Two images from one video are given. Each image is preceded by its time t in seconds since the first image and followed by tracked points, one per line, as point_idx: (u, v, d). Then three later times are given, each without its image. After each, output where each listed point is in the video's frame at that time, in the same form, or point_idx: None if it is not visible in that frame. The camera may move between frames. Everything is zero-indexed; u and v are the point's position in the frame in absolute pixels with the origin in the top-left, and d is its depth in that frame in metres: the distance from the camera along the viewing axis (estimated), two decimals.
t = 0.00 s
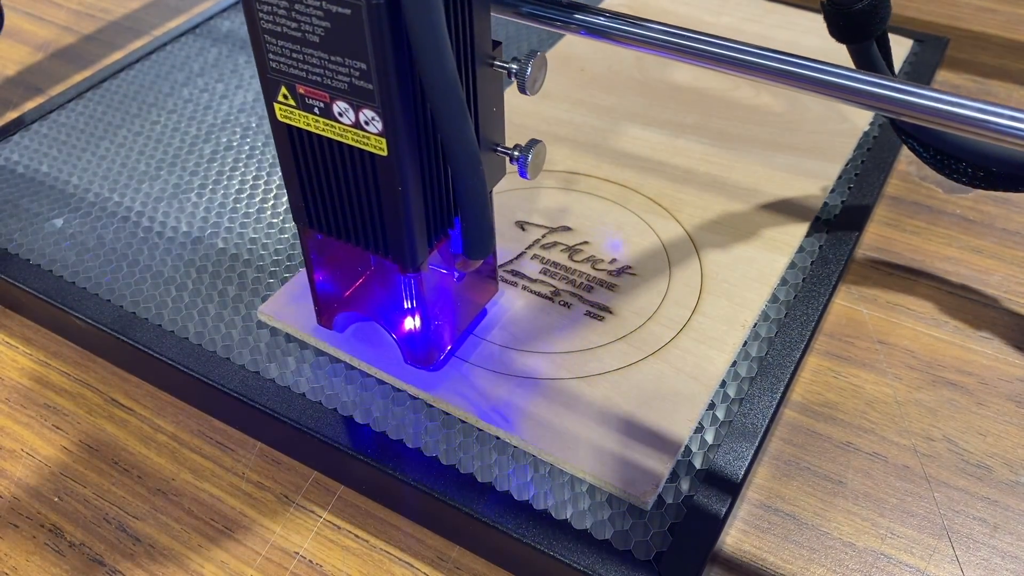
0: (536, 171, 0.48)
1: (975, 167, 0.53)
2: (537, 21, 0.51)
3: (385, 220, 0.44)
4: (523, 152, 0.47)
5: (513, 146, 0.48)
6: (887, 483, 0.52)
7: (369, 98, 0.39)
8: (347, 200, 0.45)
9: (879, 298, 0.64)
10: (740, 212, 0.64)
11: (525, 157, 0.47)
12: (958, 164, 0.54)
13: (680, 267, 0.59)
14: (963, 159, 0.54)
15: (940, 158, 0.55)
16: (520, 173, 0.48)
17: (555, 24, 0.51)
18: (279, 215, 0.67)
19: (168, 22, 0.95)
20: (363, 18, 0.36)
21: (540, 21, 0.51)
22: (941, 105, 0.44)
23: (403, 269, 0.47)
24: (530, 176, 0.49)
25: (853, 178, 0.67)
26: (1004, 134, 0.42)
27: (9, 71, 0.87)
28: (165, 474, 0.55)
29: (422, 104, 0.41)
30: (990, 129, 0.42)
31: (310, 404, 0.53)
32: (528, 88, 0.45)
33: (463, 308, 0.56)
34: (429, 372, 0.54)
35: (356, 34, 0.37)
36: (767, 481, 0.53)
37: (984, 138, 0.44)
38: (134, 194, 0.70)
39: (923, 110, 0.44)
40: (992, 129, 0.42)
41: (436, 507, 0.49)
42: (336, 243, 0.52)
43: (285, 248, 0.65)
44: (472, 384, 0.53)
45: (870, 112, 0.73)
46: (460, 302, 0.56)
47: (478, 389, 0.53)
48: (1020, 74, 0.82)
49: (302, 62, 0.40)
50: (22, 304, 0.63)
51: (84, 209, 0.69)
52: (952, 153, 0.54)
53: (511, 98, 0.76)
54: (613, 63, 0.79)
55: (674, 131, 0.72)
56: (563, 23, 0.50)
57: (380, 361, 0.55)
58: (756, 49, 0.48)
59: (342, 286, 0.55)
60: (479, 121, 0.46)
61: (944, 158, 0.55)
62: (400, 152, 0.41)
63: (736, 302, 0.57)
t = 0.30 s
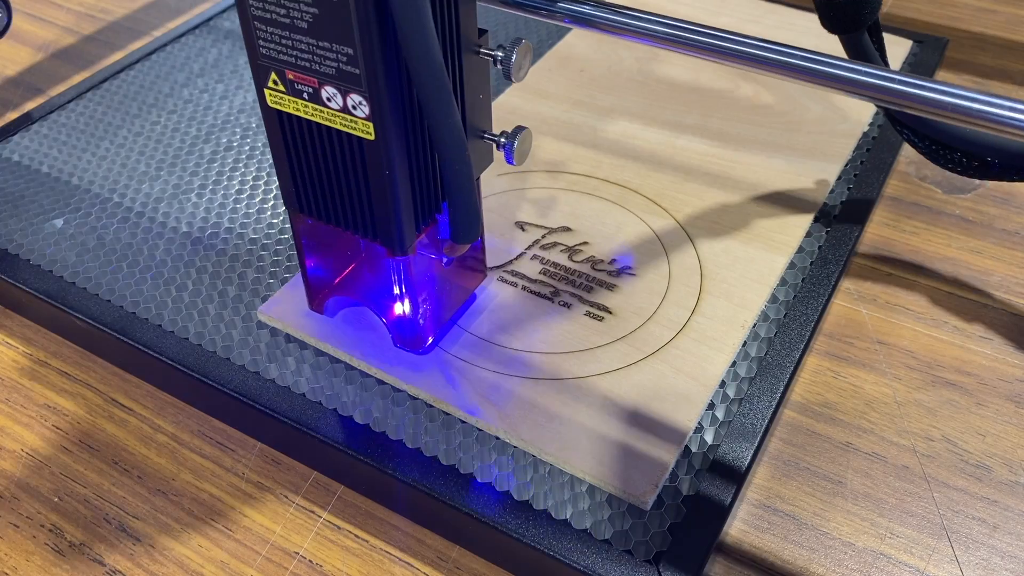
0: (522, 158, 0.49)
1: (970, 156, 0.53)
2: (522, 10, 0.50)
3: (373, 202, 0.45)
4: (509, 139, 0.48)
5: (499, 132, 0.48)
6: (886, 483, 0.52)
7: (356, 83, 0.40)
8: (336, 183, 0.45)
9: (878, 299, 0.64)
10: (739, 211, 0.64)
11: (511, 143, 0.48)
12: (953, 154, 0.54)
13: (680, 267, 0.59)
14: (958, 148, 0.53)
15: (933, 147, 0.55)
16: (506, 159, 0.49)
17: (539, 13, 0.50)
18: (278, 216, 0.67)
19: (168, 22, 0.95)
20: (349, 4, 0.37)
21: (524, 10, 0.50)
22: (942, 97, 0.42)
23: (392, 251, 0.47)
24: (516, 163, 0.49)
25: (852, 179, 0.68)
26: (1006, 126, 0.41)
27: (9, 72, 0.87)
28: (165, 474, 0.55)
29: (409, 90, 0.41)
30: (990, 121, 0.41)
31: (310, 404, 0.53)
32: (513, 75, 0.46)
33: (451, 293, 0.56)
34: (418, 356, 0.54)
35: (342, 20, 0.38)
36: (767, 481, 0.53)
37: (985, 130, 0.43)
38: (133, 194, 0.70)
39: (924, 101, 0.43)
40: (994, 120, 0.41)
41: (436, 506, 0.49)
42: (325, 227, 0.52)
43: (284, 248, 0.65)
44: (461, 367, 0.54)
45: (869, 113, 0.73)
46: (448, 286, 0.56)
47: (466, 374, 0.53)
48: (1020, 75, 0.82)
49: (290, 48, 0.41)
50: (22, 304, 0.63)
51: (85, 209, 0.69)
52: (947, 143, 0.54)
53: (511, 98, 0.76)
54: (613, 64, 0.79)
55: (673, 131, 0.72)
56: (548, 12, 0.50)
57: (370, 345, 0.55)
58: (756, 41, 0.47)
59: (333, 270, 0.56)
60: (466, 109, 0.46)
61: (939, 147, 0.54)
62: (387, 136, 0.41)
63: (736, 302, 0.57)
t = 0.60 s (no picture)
0: (514, 144, 0.49)
1: (967, 144, 0.53)
2: None
3: (366, 188, 0.45)
4: (502, 125, 0.48)
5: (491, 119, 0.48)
6: (886, 483, 0.53)
7: (349, 67, 0.40)
8: (330, 169, 0.46)
9: (878, 299, 0.64)
10: (740, 212, 0.64)
11: (502, 130, 0.48)
12: (948, 142, 0.55)
13: (680, 268, 0.59)
14: (954, 136, 0.54)
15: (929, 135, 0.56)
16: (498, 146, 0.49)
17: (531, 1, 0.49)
18: (279, 216, 0.67)
19: (169, 23, 0.95)
20: None
21: None
22: (943, 86, 0.40)
23: (384, 235, 0.47)
24: (508, 149, 0.49)
25: (851, 179, 0.68)
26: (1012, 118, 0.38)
27: (9, 72, 0.87)
28: (166, 474, 0.55)
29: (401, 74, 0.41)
30: (993, 111, 0.38)
31: (310, 405, 0.53)
32: (503, 63, 0.45)
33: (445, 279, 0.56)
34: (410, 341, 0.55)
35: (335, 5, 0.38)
36: (766, 482, 0.53)
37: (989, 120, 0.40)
38: (134, 195, 0.70)
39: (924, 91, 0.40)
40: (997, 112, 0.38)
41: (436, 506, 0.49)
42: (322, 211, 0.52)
43: (285, 249, 0.65)
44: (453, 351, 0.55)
45: (869, 114, 0.73)
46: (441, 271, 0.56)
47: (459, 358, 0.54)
48: (1020, 75, 0.82)
49: (285, 33, 0.41)
50: (23, 305, 0.63)
51: (85, 210, 0.69)
52: (943, 131, 0.55)
53: (511, 99, 0.76)
54: (613, 65, 0.79)
55: (673, 131, 0.72)
56: None
57: (367, 330, 0.56)
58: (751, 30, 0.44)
59: (329, 255, 0.55)
60: (458, 96, 0.47)
61: (934, 135, 0.55)
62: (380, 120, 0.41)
63: (736, 302, 0.57)
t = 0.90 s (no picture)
0: (507, 131, 0.49)
1: (965, 133, 0.53)
2: None
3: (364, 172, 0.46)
4: (495, 111, 0.48)
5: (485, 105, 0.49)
6: (886, 483, 0.53)
7: (346, 52, 0.40)
8: (329, 154, 0.46)
9: (878, 300, 0.64)
10: (740, 213, 0.63)
11: (497, 116, 0.48)
12: (946, 132, 0.54)
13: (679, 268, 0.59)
14: (952, 125, 0.54)
15: (926, 125, 0.56)
16: (492, 133, 0.49)
17: None
18: (279, 217, 0.67)
19: (169, 23, 0.95)
20: None
21: None
22: (945, 76, 0.40)
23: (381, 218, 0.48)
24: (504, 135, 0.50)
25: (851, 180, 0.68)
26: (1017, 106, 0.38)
27: (10, 72, 0.87)
28: (165, 474, 0.55)
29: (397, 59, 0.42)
30: (996, 100, 0.39)
31: (310, 405, 0.53)
32: (496, 50, 0.45)
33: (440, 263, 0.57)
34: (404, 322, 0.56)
35: None
36: (766, 482, 0.53)
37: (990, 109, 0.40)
38: (134, 195, 0.70)
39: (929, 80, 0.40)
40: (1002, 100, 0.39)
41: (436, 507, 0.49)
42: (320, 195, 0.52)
43: (284, 250, 0.65)
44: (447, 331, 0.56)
45: (868, 115, 0.73)
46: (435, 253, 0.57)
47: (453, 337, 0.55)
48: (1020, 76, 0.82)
49: (284, 19, 0.41)
50: (22, 305, 0.63)
51: (85, 210, 0.69)
52: (941, 121, 0.55)
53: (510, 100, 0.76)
54: (612, 66, 0.79)
55: (673, 131, 0.72)
56: None
57: (365, 310, 0.57)
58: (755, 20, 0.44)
59: (328, 242, 0.56)
60: (454, 83, 0.47)
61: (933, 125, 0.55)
62: (377, 104, 0.42)
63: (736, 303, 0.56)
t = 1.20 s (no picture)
0: (505, 117, 0.50)
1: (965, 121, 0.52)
2: None
3: (365, 157, 0.46)
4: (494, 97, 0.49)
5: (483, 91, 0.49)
6: (886, 484, 0.53)
7: (348, 37, 0.41)
8: (331, 139, 0.46)
9: (877, 300, 0.64)
10: (739, 213, 0.63)
11: (495, 102, 0.49)
12: (944, 120, 0.54)
13: (678, 267, 0.58)
14: (950, 114, 0.54)
15: (924, 113, 0.56)
16: (491, 118, 0.50)
17: None
18: (279, 217, 0.67)
19: (168, 24, 0.95)
20: None
21: None
22: (948, 63, 0.43)
23: (383, 203, 0.48)
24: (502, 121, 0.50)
25: (850, 181, 0.68)
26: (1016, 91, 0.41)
27: (10, 73, 0.88)
28: (165, 474, 0.55)
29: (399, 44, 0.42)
30: (1002, 87, 0.42)
31: (310, 406, 0.53)
32: (496, 37, 0.46)
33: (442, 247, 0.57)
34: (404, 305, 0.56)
35: None
36: (766, 483, 0.53)
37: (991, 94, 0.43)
38: (134, 196, 0.70)
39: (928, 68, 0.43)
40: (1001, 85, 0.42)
41: (435, 507, 0.49)
42: (321, 179, 0.53)
43: (284, 250, 0.64)
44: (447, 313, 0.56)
45: (868, 115, 0.73)
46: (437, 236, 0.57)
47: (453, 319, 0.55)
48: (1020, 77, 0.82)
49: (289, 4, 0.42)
50: (22, 305, 0.63)
51: (85, 211, 0.69)
52: (939, 108, 0.54)
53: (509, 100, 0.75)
54: (612, 66, 0.79)
55: (673, 131, 0.72)
56: None
57: (367, 293, 0.57)
58: (762, 10, 0.48)
59: (330, 227, 0.56)
60: (453, 69, 0.47)
61: (932, 113, 0.55)
62: (378, 88, 0.42)
63: (736, 303, 0.56)
